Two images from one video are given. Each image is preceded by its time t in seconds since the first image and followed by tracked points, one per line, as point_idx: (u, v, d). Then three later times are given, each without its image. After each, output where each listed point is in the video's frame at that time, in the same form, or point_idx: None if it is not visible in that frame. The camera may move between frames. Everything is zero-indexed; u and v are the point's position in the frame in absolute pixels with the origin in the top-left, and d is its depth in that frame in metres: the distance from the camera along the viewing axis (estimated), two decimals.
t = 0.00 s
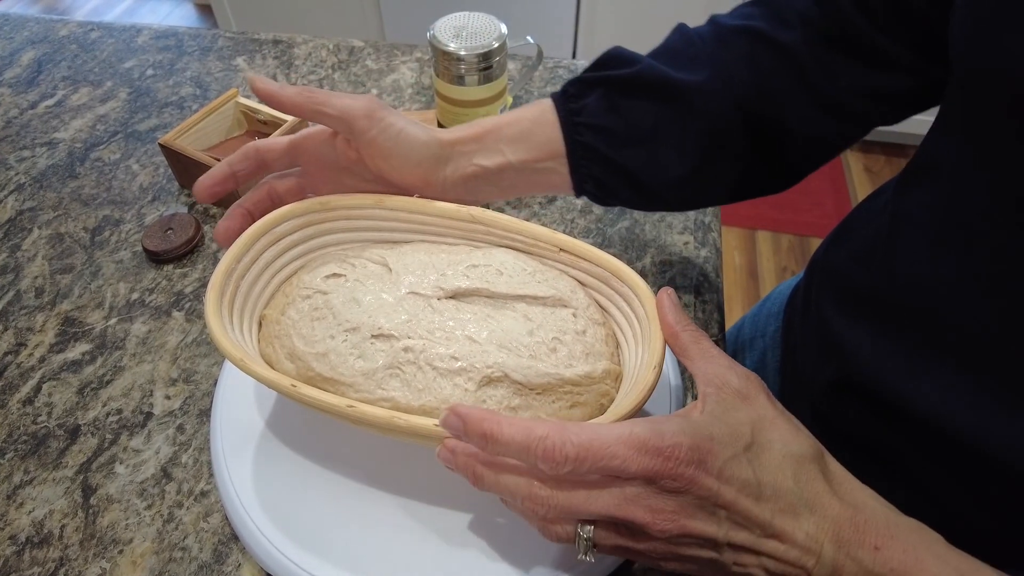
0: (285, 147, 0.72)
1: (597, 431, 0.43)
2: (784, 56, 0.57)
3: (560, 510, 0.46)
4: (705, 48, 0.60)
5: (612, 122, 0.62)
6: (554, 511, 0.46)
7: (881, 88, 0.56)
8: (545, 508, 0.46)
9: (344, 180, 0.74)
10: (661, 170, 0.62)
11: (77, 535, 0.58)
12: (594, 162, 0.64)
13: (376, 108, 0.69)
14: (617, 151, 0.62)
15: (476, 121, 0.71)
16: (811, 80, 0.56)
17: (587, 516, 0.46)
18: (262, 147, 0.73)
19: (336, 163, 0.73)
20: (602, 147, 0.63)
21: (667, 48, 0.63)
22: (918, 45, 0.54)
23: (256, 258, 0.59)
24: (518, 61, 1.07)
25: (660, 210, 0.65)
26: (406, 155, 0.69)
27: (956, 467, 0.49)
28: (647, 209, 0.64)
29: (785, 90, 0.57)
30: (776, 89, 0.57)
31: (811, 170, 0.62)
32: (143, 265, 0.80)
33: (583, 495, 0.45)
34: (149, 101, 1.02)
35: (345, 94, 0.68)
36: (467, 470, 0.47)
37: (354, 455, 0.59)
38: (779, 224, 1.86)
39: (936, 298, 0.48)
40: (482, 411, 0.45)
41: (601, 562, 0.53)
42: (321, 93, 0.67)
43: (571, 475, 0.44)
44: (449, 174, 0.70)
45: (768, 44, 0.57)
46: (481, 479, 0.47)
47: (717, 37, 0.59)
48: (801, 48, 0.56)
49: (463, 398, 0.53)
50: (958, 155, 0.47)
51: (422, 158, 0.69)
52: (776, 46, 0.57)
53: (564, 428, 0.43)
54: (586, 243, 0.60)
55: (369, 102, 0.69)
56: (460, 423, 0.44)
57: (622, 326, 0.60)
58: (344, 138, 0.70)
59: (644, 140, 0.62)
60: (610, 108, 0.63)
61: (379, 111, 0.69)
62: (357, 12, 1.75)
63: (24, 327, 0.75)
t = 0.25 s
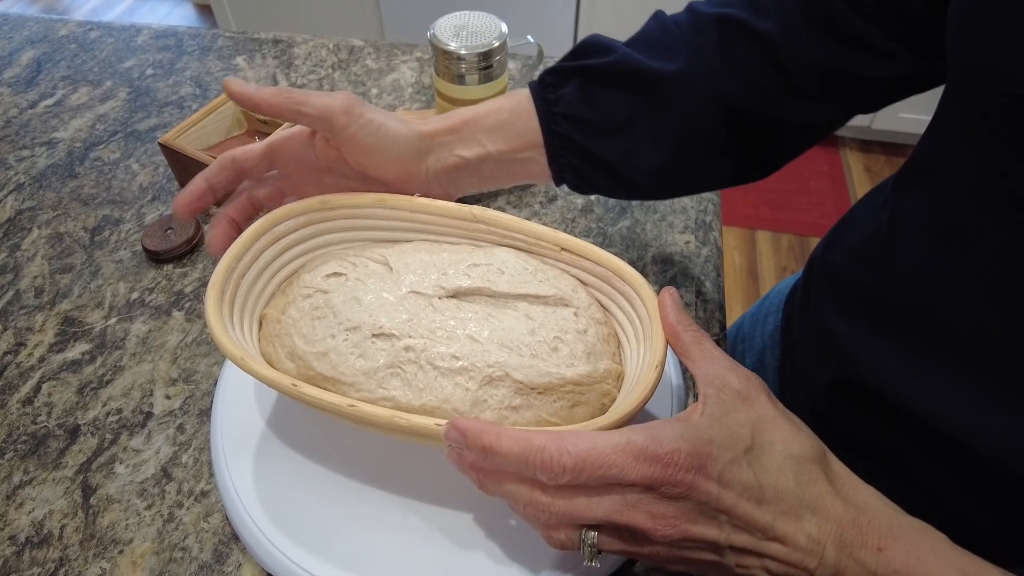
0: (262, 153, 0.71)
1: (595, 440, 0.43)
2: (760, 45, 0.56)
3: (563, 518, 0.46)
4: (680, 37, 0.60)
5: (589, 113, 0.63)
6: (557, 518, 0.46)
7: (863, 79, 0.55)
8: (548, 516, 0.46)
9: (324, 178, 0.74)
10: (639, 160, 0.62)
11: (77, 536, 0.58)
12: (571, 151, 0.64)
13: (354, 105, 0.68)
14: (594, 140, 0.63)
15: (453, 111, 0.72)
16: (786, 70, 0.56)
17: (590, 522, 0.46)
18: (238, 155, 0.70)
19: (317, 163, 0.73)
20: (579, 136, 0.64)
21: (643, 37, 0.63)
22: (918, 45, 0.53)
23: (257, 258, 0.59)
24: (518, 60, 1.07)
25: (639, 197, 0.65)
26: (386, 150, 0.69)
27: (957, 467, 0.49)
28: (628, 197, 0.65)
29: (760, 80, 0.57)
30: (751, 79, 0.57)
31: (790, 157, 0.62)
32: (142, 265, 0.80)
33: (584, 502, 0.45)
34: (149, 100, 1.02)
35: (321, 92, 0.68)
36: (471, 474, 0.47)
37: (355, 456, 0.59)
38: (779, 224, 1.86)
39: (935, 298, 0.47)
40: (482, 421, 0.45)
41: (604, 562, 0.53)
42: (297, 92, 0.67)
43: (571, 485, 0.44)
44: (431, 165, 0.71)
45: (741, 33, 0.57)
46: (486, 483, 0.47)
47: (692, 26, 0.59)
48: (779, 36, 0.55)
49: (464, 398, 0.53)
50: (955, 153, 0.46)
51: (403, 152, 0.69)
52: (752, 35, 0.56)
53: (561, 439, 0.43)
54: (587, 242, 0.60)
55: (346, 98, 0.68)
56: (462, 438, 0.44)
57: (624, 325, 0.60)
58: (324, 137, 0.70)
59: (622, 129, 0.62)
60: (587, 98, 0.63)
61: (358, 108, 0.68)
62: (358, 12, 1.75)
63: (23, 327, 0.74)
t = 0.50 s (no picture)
0: (261, 166, 0.71)
1: (595, 440, 0.43)
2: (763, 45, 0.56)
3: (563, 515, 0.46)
4: (681, 36, 0.60)
5: (589, 111, 0.63)
6: (557, 515, 0.46)
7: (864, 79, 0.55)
8: (548, 513, 0.46)
9: (325, 185, 0.74)
10: (638, 158, 0.62)
11: (77, 535, 0.58)
12: (572, 149, 0.65)
13: (352, 109, 0.68)
14: (594, 138, 0.63)
15: (452, 111, 0.72)
16: (787, 68, 0.56)
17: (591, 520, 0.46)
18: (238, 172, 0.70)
19: (317, 171, 0.73)
20: (579, 134, 0.64)
21: (643, 35, 0.62)
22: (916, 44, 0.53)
23: (257, 257, 0.59)
24: (519, 60, 1.07)
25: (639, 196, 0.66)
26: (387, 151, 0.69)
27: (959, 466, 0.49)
28: (629, 195, 0.65)
29: (760, 79, 0.57)
30: (751, 77, 0.57)
31: (790, 156, 0.63)
32: (143, 265, 0.80)
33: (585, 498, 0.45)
34: (149, 100, 1.02)
35: (318, 99, 0.68)
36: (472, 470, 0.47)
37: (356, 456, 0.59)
38: (779, 224, 1.86)
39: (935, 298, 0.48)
40: (483, 420, 0.45)
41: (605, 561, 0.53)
42: (293, 99, 0.67)
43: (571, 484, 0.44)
44: (431, 164, 0.71)
45: (742, 33, 0.57)
46: (487, 480, 0.47)
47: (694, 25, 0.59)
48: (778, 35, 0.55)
49: (465, 397, 0.53)
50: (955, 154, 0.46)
51: (405, 152, 0.69)
52: (754, 35, 0.56)
53: (560, 440, 0.43)
54: (587, 241, 0.60)
55: (343, 103, 0.68)
56: (463, 435, 0.44)
57: (624, 324, 0.60)
58: (323, 144, 0.70)
59: (622, 126, 0.62)
60: (587, 95, 0.63)
61: (356, 111, 0.68)
62: (358, 12, 1.75)
63: (23, 327, 0.74)
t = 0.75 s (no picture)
0: (266, 167, 0.71)
1: (596, 431, 0.43)
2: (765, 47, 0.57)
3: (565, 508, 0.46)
4: (687, 39, 0.60)
5: (596, 115, 0.63)
6: (560, 508, 0.46)
7: (868, 82, 0.55)
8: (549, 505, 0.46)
9: (331, 187, 0.74)
10: (645, 163, 0.62)
11: (77, 535, 0.58)
12: (578, 154, 0.64)
13: (360, 113, 0.68)
14: (601, 142, 0.63)
15: (460, 116, 0.72)
16: (793, 72, 0.56)
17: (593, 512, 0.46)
18: (245, 172, 0.70)
19: (324, 173, 0.73)
20: (586, 139, 0.63)
21: (648, 38, 0.63)
22: (916, 45, 0.54)
23: (256, 257, 0.59)
24: (518, 60, 1.07)
25: (645, 201, 0.65)
26: (392, 156, 0.69)
27: (961, 464, 0.49)
28: (635, 200, 0.65)
29: (764, 81, 0.57)
30: (756, 80, 0.57)
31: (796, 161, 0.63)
32: (142, 264, 0.80)
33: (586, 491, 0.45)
34: (148, 100, 1.02)
35: (326, 101, 0.68)
36: (473, 468, 0.47)
37: (355, 455, 0.59)
38: (778, 224, 1.86)
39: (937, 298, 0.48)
40: (484, 416, 0.45)
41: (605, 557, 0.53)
42: (301, 101, 0.67)
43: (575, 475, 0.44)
44: (437, 170, 0.70)
45: (746, 36, 0.57)
46: (489, 477, 0.47)
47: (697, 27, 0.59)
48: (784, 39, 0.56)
49: (464, 396, 0.53)
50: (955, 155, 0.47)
51: (411, 157, 0.69)
52: (757, 38, 0.57)
53: (561, 432, 0.44)
54: (586, 240, 0.60)
55: (351, 107, 0.68)
56: (464, 432, 0.44)
57: (623, 324, 0.60)
58: (331, 147, 0.70)
59: (629, 130, 0.62)
60: (593, 99, 0.63)
61: (363, 115, 0.68)
62: (356, 12, 1.75)
63: (23, 327, 0.74)
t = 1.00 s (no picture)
0: (263, 167, 0.71)
1: (593, 430, 0.44)
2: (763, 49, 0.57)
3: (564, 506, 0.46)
4: (685, 43, 0.60)
5: (596, 120, 0.63)
6: (558, 505, 0.46)
7: (866, 84, 0.55)
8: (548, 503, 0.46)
9: (328, 190, 0.74)
10: (644, 167, 0.62)
11: (75, 535, 0.58)
12: (578, 159, 0.64)
13: (356, 116, 0.68)
14: (601, 147, 0.63)
15: (459, 120, 0.72)
16: (792, 75, 0.56)
17: (592, 510, 0.46)
18: (242, 172, 0.71)
19: (322, 176, 0.73)
20: (585, 143, 0.63)
21: (647, 41, 0.63)
22: (913, 46, 0.54)
23: (255, 257, 0.59)
24: (517, 60, 1.07)
25: (645, 205, 0.65)
26: (389, 160, 0.68)
27: (960, 464, 0.49)
28: (634, 204, 0.65)
29: (762, 84, 0.57)
30: (754, 83, 0.57)
31: (795, 165, 0.63)
32: (141, 265, 0.80)
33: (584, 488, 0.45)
34: (147, 101, 1.02)
35: (324, 104, 0.68)
36: (472, 470, 0.47)
37: (353, 456, 0.59)
38: (777, 223, 1.86)
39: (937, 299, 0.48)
40: (482, 422, 0.46)
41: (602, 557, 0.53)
42: (298, 104, 0.67)
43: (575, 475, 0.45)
44: (434, 175, 0.70)
45: (744, 39, 0.57)
46: (488, 478, 0.47)
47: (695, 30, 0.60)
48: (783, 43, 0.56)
49: (461, 396, 0.53)
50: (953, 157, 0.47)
51: (408, 162, 0.69)
52: (756, 41, 0.57)
53: (558, 432, 0.44)
54: (583, 241, 0.60)
55: (348, 110, 0.68)
56: (466, 440, 0.45)
57: (621, 324, 0.60)
58: (328, 150, 0.70)
59: (628, 135, 0.62)
60: (592, 104, 0.63)
61: (360, 119, 0.68)
62: (356, 12, 1.75)
63: (21, 327, 0.74)
